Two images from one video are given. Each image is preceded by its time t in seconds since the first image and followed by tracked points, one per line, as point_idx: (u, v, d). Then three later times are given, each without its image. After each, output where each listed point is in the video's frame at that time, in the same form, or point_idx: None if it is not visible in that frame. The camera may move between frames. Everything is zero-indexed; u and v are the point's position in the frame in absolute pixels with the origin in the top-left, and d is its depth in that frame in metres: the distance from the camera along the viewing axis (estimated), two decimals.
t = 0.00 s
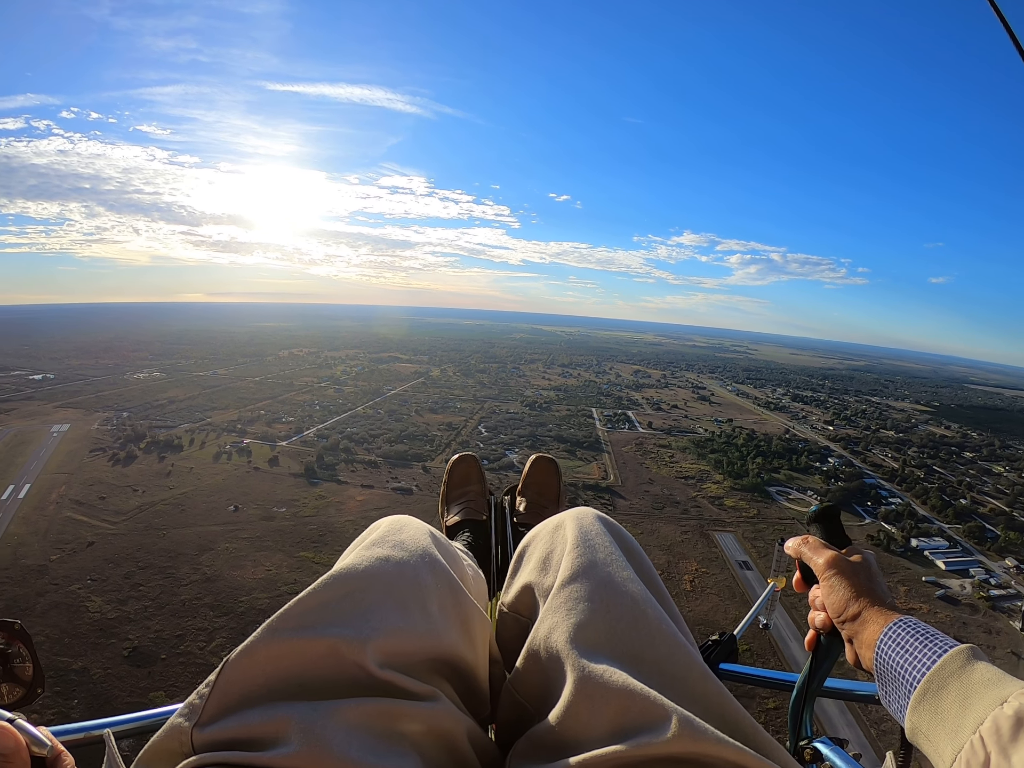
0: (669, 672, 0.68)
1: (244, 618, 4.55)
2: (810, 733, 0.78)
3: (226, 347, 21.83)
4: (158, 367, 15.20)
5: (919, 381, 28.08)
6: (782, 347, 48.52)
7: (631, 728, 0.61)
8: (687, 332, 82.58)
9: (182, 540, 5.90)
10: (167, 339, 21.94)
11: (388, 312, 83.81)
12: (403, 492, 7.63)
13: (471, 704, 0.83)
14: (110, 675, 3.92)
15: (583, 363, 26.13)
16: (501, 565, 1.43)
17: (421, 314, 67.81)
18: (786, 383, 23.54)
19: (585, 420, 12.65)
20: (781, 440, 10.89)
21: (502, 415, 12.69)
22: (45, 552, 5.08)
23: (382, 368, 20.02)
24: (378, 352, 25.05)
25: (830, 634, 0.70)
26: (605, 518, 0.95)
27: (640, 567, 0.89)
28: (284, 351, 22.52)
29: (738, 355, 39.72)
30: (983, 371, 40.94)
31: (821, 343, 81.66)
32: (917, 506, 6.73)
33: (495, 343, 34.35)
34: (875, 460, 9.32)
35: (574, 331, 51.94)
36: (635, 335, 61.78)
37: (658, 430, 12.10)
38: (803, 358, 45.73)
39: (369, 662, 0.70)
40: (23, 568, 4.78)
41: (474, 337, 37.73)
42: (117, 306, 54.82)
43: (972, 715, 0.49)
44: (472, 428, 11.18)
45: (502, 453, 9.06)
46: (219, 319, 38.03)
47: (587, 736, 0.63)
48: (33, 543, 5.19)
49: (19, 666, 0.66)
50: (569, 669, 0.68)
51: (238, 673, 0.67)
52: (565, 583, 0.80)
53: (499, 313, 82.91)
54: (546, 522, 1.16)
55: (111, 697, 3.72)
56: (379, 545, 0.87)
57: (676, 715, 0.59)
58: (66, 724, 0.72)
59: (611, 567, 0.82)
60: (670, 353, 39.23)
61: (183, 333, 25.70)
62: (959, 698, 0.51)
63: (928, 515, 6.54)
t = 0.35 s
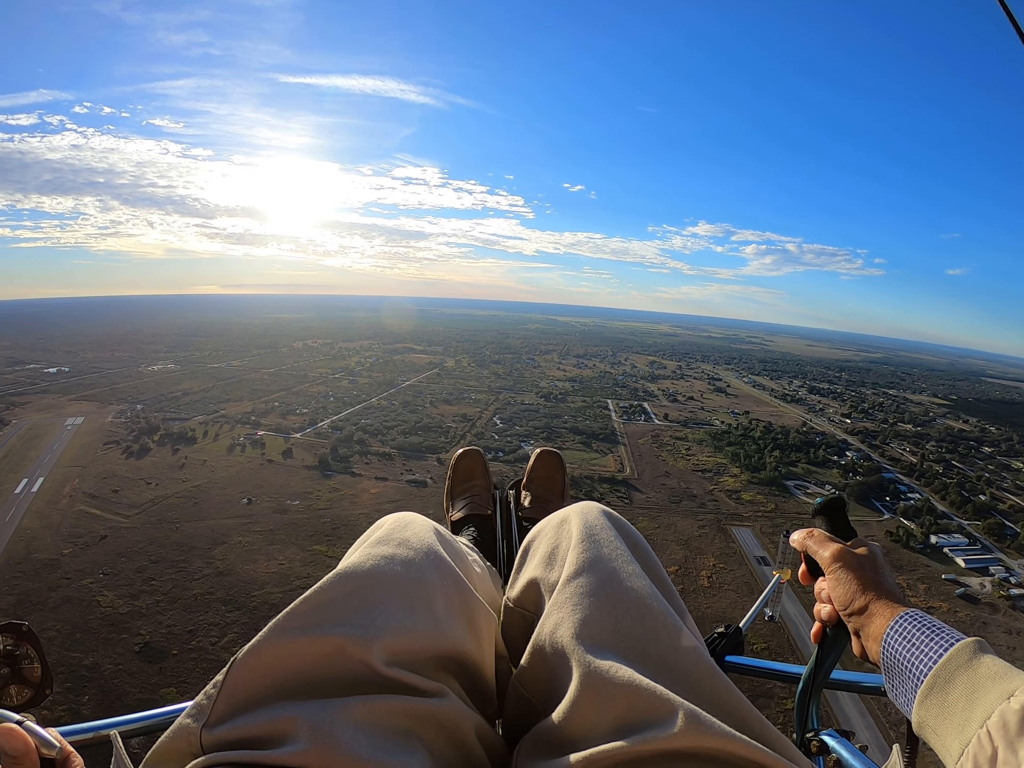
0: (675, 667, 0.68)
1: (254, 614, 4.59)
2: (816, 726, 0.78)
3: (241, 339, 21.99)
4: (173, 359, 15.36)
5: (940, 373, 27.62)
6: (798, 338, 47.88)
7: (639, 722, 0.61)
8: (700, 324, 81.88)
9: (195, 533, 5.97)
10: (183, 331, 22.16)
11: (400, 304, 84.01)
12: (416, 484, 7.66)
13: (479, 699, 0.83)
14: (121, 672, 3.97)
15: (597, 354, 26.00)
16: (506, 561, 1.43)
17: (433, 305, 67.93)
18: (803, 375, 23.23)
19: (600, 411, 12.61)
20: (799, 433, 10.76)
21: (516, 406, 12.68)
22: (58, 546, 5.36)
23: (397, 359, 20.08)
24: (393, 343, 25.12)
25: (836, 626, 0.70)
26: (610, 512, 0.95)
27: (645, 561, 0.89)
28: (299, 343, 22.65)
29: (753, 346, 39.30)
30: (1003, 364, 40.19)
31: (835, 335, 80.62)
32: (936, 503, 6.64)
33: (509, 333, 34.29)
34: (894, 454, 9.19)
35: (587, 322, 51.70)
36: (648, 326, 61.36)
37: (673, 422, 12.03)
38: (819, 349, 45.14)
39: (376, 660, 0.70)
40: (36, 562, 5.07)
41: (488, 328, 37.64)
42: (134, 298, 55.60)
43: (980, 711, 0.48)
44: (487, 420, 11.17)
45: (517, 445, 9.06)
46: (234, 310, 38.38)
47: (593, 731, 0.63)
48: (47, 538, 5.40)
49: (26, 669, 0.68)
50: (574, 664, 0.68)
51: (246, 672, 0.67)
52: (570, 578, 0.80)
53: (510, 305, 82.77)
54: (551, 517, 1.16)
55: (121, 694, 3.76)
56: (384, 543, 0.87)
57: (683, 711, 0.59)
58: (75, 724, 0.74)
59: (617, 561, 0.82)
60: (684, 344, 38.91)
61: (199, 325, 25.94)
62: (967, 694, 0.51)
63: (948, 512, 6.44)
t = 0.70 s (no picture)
0: (681, 661, 0.68)
1: (262, 610, 4.62)
2: (822, 720, 0.77)
3: (256, 332, 22.15)
4: (187, 353, 15.50)
5: (958, 372, 27.19)
6: (813, 334, 47.31)
7: (644, 716, 0.61)
8: (712, 320, 81.20)
9: (203, 529, 6.04)
10: (197, 324, 22.35)
11: (411, 298, 84.19)
12: (428, 480, 7.70)
13: (485, 692, 0.84)
14: (129, 669, 4.00)
15: (610, 350, 25.89)
16: (512, 557, 1.43)
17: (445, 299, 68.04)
18: (818, 372, 22.96)
19: (613, 407, 12.59)
20: (814, 431, 10.66)
21: (529, 401, 12.69)
22: (67, 540, 5.27)
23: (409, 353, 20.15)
24: (406, 336, 25.20)
25: (842, 621, 0.69)
26: (616, 507, 0.94)
27: (651, 556, 0.89)
28: (312, 336, 22.79)
29: (767, 342, 38.93)
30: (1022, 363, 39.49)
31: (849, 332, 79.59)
32: (954, 504, 6.55)
33: (521, 327, 34.22)
34: (910, 454, 9.07)
35: (599, 317, 51.48)
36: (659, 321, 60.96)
37: (688, 419, 11.97)
38: (834, 345, 44.60)
39: (383, 653, 0.71)
40: (45, 556, 4.98)
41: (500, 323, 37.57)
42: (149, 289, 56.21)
43: (986, 704, 0.48)
44: (499, 415, 11.19)
45: (529, 441, 9.07)
46: (248, 304, 38.70)
47: (597, 725, 0.63)
48: (58, 530, 5.36)
49: (36, 665, 0.69)
50: (579, 655, 0.68)
51: (254, 666, 0.68)
52: (576, 572, 0.79)
53: (520, 300, 82.67)
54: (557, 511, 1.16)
55: (128, 691, 3.80)
56: (390, 538, 0.88)
57: (689, 705, 0.59)
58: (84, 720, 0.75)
59: (623, 556, 0.81)
60: (697, 339, 38.65)
61: (213, 318, 26.17)
62: (972, 687, 0.50)
63: (965, 513, 6.35)
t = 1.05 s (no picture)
0: (684, 661, 0.68)
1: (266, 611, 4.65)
2: (826, 721, 0.77)
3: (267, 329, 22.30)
4: (198, 350, 15.63)
5: (973, 374, 26.83)
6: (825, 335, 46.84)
7: (647, 714, 0.61)
8: (722, 320, 80.72)
9: (209, 527, 6.10)
10: (209, 321, 22.58)
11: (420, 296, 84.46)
12: (437, 479, 7.72)
13: (489, 690, 0.84)
14: (131, 669, 4.04)
15: (620, 349, 25.80)
16: (517, 556, 1.44)
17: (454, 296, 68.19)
18: (830, 373, 22.75)
19: (625, 407, 12.57)
20: (827, 433, 10.55)
21: (539, 400, 12.69)
22: (72, 537, 5.30)
23: (420, 350, 20.19)
24: (416, 334, 25.27)
25: (846, 621, 0.69)
26: (620, 506, 0.94)
27: (656, 556, 0.88)
28: (323, 333, 22.91)
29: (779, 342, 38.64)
30: None
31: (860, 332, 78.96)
32: (968, 509, 6.47)
33: (531, 326, 34.21)
34: (922, 457, 8.98)
35: (609, 316, 51.30)
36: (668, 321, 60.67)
37: (700, 420, 11.93)
38: (846, 346, 44.19)
39: (387, 651, 0.71)
40: (50, 554, 4.98)
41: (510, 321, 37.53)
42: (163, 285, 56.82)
43: (989, 706, 0.47)
44: (510, 414, 11.19)
45: (540, 441, 9.08)
46: (260, 301, 39.00)
47: (600, 724, 0.63)
48: (63, 528, 5.42)
49: (41, 662, 0.70)
50: (582, 654, 0.68)
51: (258, 662, 0.69)
52: (579, 571, 0.79)
53: (529, 298, 82.67)
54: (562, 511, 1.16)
55: (130, 691, 3.83)
56: (395, 536, 0.88)
57: (692, 705, 0.59)
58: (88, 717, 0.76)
59: (627, 555, 0.81)
60: (709, 339, 38.43)
61: (225, 315, 26.37)
62: (974, 689, 0.50)
63: (980, 519, 6.27)
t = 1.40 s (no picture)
0: (685, 662, 0.68)
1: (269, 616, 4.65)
2: (827, 725, 0.77)
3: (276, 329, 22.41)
4: (206, 350, 15.73)
5: (986, 377, 26.50)
6: (835, 337, 46.49)
7: (647, 716, 0.61)
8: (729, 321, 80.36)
9: (214, 530, 6.12)
10: (217, 321, 22.71)
11: (427, 296, 84.70)
12: (444, 482, 7.72)
13: (490, 691, 0.84)
14: (132, 674, 4.04)
15: (629, 350, 25.73)
16: (519, 559, 1.43)
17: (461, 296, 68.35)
18: (841, 375, 22.55)
19: (634, 410, 12.53)
20: (837, 436, 10.47)
21: (548, 402, 12.68)
22: (77, 537, 5.34)
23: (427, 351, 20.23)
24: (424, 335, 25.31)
25: (847, 624, 0.69)
26: (622, 509, 0.94)
27: (658, 559, 0.88)
28: (331, 334, 22.99)
29: (788, 344, 38.37)
30: None
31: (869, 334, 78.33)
32: (981, 515, 6.39)
33: (539, 327, 34.19)
34: (934, 461, 8.87)
35: (617, 317, 51.15)
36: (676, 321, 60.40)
37: (710, 423, 11.87)
38: (857, 348, 43.82)
39: (389, 652, 0.71)
40: (54, 555, 4.99)
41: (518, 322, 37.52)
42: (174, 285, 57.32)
43: (990, 708, 0.47)
44: (518, 415, 11.18)
45: (549, 443, 9.05)
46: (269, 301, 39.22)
47: (600, 725, 0.63)
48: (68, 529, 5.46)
49: (42, 660, 0.70)
50: (582, 655, 0.68)
51: (260, 662, 0.69)
52: (581, 572, 0.79)
53: (536, 299, 82.66)
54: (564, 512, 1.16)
55: (131, 696, 3.83)
56: (398, 537, 0.88)
57: (692, 706, 0.58)
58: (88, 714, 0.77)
59: (628, 558, 0.81)
60: (718, 340, 38.21)
61: (234, 316, 26.49)
62: (977, 691, 0.49)
63: (994, 525, 6.19)
